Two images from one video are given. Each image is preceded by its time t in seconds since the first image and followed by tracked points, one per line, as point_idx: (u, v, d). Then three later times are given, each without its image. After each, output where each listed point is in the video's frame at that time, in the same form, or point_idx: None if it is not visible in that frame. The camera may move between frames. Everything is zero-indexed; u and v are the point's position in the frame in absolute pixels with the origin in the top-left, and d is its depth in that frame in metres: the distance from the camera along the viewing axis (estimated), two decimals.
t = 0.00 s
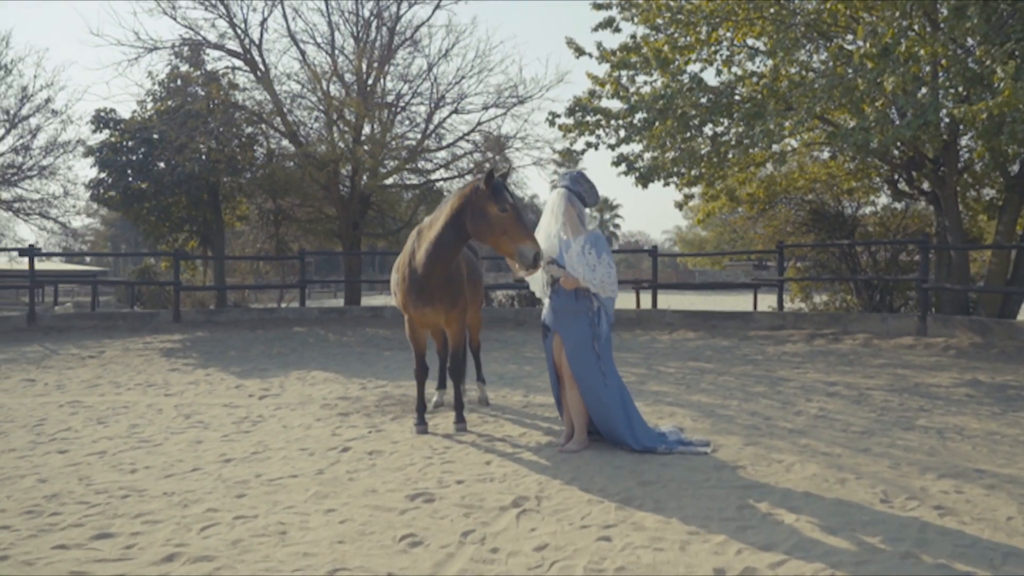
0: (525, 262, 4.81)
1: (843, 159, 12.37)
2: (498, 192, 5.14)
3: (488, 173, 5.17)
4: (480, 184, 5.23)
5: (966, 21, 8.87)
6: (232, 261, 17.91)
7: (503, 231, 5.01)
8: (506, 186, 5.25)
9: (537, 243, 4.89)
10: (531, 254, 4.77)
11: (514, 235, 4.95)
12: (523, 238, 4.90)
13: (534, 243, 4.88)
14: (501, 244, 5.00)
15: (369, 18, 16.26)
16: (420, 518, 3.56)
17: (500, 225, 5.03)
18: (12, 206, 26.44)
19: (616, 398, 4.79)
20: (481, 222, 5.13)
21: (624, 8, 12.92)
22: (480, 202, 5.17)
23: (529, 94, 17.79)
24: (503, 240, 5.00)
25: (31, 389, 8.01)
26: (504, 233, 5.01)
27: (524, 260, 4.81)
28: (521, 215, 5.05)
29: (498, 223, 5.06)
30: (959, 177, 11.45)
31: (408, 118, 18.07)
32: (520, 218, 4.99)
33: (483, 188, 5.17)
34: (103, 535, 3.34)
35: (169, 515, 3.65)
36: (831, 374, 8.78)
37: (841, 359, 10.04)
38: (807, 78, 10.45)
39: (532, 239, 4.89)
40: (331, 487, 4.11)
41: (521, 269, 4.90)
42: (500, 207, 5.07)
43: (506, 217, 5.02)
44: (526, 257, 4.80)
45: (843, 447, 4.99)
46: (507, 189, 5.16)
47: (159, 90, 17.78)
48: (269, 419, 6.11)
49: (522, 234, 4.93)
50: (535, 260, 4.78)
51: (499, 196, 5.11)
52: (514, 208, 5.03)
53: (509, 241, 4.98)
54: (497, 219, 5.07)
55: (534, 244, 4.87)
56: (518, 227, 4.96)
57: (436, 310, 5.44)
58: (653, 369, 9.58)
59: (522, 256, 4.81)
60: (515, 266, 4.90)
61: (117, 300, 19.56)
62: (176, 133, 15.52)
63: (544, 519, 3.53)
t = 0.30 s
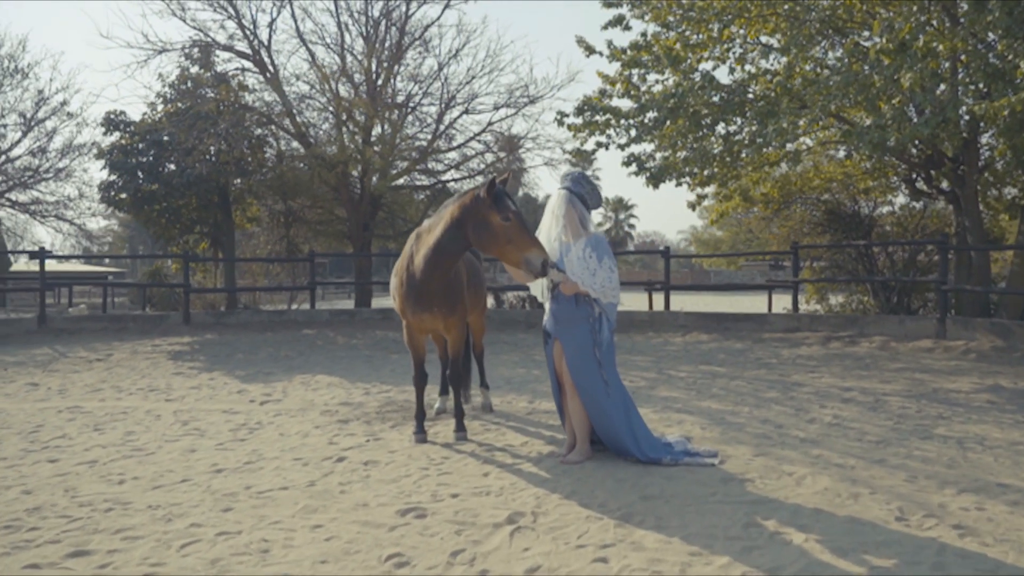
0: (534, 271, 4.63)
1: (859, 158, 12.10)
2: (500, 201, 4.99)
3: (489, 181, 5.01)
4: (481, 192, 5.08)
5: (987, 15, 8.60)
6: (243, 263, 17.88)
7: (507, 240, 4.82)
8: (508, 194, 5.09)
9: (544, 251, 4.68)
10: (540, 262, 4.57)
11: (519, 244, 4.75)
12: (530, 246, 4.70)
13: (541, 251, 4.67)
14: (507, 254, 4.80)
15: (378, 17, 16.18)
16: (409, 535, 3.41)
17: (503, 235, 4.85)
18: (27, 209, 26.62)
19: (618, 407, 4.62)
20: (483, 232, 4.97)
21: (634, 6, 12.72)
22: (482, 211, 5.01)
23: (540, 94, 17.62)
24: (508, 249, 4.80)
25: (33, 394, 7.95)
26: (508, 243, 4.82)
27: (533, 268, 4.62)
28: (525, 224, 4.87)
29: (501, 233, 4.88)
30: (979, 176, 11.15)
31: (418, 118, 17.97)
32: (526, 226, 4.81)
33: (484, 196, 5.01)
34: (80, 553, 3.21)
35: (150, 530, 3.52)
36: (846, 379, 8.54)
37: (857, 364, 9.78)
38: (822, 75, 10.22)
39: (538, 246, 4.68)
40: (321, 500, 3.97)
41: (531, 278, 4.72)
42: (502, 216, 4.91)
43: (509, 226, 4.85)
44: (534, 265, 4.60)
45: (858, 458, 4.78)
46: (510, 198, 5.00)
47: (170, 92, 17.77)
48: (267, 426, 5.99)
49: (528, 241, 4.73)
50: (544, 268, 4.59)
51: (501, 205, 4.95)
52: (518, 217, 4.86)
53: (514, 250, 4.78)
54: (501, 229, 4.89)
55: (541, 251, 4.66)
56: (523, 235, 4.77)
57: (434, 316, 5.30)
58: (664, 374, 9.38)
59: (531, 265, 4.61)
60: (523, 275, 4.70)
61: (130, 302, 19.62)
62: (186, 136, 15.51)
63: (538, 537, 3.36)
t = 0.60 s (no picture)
0: (541, 279, 4.44)
1: (877, 157, 11.81)
2: (500, 209, 4.81)
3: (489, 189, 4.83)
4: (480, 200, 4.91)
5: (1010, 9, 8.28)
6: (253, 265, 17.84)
7: (511, 250, 4.63)
8: (508, 203, 4.91)
9: (550, 258, 4.49)
10: (547, 269, 4.39)
11: (524, 253, 4.57)
12: (535, 253, 4.51)
13: (547, 258, 4.48)
14: (512, 264, 4.62)
15: (387, 17, 16.06)
16: (393, 556, 3.24)
17: (507, 245, 4.67)
18: (42, 211, 26.77)
19: (619, 419, 4.44)
20: (484, 242, 4.80)
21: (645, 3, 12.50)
22: (481, 219, 4.84)
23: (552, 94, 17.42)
24: (512, 259, 4.62)
25: (33, 399, 7.88)
26: (511, 253, 4.64)
27: (540, 276, 4.43)
28: (528, 233, 4.69)
29: (504, 243, 4.70)
30: (1001, 175, 10.82)
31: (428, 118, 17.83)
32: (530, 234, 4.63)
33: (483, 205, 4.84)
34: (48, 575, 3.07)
35: (125, 548, 3.38)
36: (862, 385, 8.28)
37: (875, 369, 9.50)
38: (838, 72, 9.94)
39: (543, 253, 4.49)
40: (307, 516, 3.81)
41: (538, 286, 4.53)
42: (504, 226, 4.73)
43: (512, 236, 4.67)
44: (541, 272, 4.42)
45: (872, 472, 4.55)
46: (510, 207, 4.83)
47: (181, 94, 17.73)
48: (262, 434, 5.84)
49: (532, 249, 4.54)
50: (551, 274, 4.41)
51: (501, 214, 4.78)
52: (520, 225, 4.69)
53: (519, 260, 4.59)
54: (503, 239, 4.71)
55: (547, 258, 4.47)
56: (527, 243, 4.59)
57: (431, 324, 5.16)
58: (675, 379, 9.16)
59: (537, 272, 4.43)
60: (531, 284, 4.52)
61: (142, 304, 19.65)
62: (195, 138, 15.46)
63: (529, 560, 3.19)
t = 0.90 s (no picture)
0: (544, 293, 4.24)
1: (897, 156, 11.50)
2: (500, 219, 4.61)
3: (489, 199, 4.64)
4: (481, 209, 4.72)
5: None
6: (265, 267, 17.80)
7: (513, 262, 4.42)
8: (509, 212, 4.72)
9: (553, 271, 4.27)
10: (551, 285, 4.19)
11: (526, 265, 4.34)
12: (538, 267, 4.29)
13: (550, 272, 4.26)
14: (514, 277, 4.41)
15: (397, 17, 15.97)
16: None
17: (508, 258, 4.45)
18: (60, 214, 26.98)
19: (621, 431, 4.25)
20: (484, 253, 4.61)
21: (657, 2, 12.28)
22: (481, 229, 4.65)
23: (564, 93, 17.23)
24: (515, 272, 4.40)
25: (35, 403, 7.82)
26: (513, 266, 4.43)
27: (543, 291, 4.24)
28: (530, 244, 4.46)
29: (505, 256, 4.49)
30: None
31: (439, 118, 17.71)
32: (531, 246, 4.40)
33: (483, 214, 4.65)
34: None
35: (100, 567, 3.25)
36: (880, 392, 8.00)
37: (893, 374, 9.21)
38: (855, 69, 9.68)
39: (547, 267, 4.28)
40: (292, 533, 3.67)
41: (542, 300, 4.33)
42: (504, 237, 4.52)
43: (513, 248, 4.45)
44: (544, 287, 4.22)
45: (888, 488, 4.32)
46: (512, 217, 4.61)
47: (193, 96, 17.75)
48: (257, 442, 5.70)
49: (535, 261, 4.32)
50: (554, 289, 4.21)
51: (502, 224, 4.58)
52: (521, 236, 4.46)
53: (521, 273, 4.37)
54: (504, 251, 4.50)
55: (551, 272, 4.26)
56: (529, 255, 4.36)
57: (427, 332, 5.01)
58: (686, 384, 8.93)
59: (540, 288, 4.23)
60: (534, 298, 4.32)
61: (156, 306, 19.68)
62: (206, 139, 15.45)
63: None
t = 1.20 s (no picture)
0: (548, 303, 4.02)
1: (918, 154, 11.21)
2: (502, 227, 4.43)
3: (491, 206, 4.47)
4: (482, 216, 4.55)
5: None
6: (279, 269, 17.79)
7: (514, 272, 4.23)
8: (511, 219, 4.55)
9: (558, 280, 4.07)
10: (554, 294, 3.99)
11: (529, 274, 4.15)
12: (541, 276, 4.09)
13: (554, 280, 4.06)
14: (515, 286, 4.22)
15: (410, 17, 15.88)
16: None
17: (510, 267, 4.27)
18: (80, 216, 27.24)
19: (625, 443, 4.09)
20: (485, 261, 4.43)
21: None
22: (482, 236, 4.48)
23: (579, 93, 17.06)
24: (517, 282, 4.21)
25: (41, 406, 7.79)
26: (515, 275, 4.24)
27: (547, 300, 4.03)
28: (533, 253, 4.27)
29: (507, 264, 4.30)
30: None
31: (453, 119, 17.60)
32: (534, 253, 4.21)
33: (485, 221, 4.48)
34: None
35: None
36: (901, 398, 7.73)
37: (914, 379, 8.93)
38: (874, 66, 9.41)
39: (551, 275, 4.08)
40: (279, 548, 3.54)
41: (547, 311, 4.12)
42: (506, 245, 4.34)
43: (515, 257, 4.26)
44: (548, 296, 4.01)
45: (907, 503, 4.10)
46: (514, 225, 4.43)
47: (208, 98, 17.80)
48: (256, 449, 5.59)
49: (538, 270, 4.12)
50: (559, 298, 4.00)
51: (503, 232, 4.40)
52: (524, 245, 4.27)
53: (523, 283, 4.18)
54: (506, 260, 4.32)
55: (554, 281, 4.05)
56: (533, 264, 4.17)
57: (427, 339, 4.85)
58: (700, 389, 8.71)
59: (544, 297, 4.02)
60: (537, 309, 4.11)
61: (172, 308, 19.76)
62: (219, 142, 15.45)
63: None
